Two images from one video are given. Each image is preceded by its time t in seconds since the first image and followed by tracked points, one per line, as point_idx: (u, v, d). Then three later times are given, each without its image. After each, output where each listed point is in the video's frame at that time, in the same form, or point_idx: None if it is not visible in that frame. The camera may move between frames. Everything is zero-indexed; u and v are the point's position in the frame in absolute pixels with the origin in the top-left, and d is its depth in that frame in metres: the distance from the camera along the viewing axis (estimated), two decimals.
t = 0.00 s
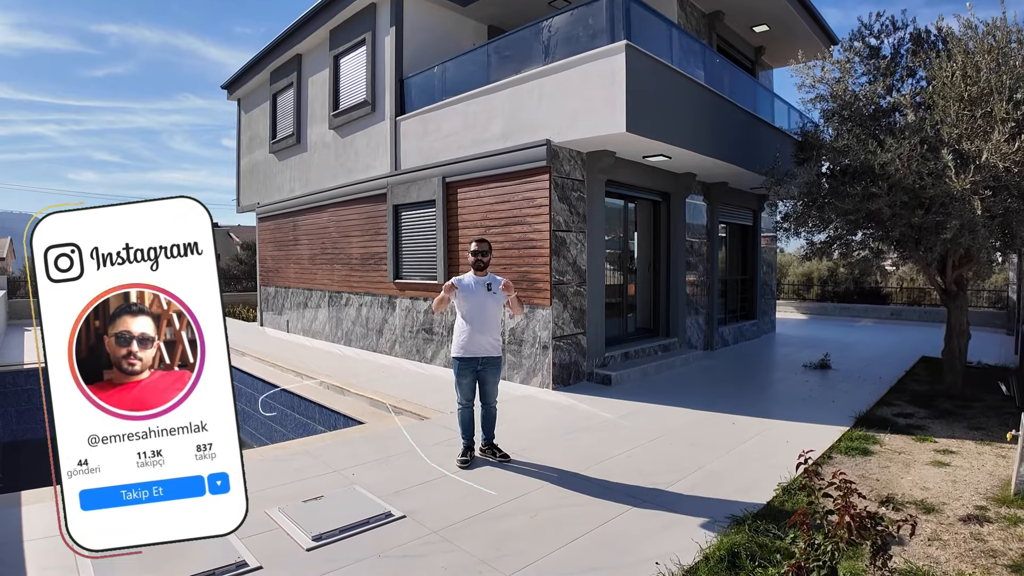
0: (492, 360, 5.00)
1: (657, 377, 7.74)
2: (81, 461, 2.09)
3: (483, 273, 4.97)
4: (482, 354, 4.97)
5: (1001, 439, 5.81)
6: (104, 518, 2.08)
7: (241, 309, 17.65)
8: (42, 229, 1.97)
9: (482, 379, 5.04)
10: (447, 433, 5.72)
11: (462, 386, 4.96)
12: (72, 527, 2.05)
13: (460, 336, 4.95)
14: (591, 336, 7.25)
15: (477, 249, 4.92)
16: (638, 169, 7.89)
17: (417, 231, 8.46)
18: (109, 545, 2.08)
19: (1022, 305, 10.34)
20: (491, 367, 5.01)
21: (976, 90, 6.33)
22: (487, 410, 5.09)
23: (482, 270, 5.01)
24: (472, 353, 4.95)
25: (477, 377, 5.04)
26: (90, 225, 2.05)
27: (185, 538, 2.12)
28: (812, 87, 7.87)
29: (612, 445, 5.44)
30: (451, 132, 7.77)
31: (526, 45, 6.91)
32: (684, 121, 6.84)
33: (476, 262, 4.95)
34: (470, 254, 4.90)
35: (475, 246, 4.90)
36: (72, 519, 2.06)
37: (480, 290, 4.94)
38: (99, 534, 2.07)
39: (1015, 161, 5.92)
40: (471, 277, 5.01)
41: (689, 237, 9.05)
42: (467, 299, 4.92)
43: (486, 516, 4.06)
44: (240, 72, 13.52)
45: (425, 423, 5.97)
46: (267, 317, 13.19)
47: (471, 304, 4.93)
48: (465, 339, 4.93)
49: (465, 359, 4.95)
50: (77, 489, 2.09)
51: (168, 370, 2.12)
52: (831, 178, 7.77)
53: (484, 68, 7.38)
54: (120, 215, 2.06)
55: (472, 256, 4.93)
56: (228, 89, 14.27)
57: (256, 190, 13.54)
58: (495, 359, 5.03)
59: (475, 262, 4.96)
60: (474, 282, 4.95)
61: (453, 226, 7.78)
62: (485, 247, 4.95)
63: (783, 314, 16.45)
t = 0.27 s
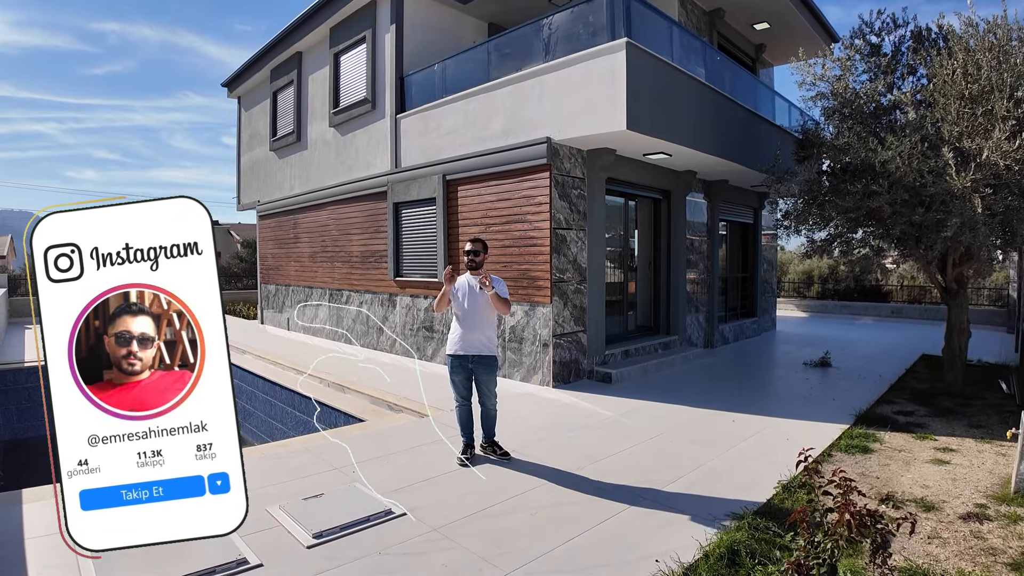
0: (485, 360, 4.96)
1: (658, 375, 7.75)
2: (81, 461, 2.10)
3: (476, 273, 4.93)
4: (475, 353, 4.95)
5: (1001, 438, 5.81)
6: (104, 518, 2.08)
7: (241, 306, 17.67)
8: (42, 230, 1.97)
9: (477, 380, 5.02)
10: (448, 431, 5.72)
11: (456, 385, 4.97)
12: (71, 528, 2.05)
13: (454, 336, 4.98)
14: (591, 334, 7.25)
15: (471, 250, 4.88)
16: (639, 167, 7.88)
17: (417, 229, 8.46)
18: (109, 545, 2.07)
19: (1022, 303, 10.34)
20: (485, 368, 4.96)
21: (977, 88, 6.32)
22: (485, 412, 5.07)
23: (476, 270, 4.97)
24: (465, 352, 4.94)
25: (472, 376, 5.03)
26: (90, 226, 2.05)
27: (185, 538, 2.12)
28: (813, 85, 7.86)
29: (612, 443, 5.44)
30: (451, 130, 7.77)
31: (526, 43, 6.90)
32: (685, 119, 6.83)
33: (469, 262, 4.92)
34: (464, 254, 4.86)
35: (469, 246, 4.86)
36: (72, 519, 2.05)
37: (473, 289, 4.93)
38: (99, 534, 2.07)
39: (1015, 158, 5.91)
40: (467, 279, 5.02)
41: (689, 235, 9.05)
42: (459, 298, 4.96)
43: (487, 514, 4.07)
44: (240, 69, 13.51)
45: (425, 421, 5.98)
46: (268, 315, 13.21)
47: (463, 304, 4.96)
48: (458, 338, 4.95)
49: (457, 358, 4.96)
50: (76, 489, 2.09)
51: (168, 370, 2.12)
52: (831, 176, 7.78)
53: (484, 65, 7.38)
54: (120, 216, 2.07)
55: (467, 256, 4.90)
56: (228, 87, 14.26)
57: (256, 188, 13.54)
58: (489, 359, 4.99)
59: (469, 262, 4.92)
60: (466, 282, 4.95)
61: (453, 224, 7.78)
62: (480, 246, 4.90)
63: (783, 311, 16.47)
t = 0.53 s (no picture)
0: (483, 358, 4.96)
1: (658, 373, 7.75)
2: (81, 460, 2.10)
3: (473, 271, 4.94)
4: (473, 351, 4.93)
5: (1001, 437, 5.81)
6: (104, 518, 2.08)
7: (241, 304, 17.68)
8: (42, 231, 1.98)
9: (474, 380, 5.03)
10: (448, 429, 5.73)
11: (454, 383, 4.99)
12: (72, 527, 2.05)
13: (450, 335, 4.97)
14: (591, 333, 7.25)
15: (467, 246, 4.89)
16: (639, 165, 7.88)
17: (417, 227, 8.46)
18: (109, 545, 2.07)
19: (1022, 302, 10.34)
20: (481, 366, 4.97)
21: (977, 86, 6.31)
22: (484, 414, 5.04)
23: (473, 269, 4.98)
24: (462, 350, 4.93)
25: (470, 375, 5.04)
26: (90, 226, 2.05)
27: (185, 538, 2.12)
28: (813, 83, 7.86)
29: (612, 441, 5.45)
30: (451, 128, 7.77)
31: (526, 41, 6.90)
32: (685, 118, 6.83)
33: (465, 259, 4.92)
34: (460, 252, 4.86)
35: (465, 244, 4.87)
36: (72, 519, 2.05)
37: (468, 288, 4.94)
38: (99, 534, 2.07)
39: (1015, 157, 5.91)
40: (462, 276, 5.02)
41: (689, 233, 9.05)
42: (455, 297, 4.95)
43: (487, 512, 4.07)
44: (240, 68, 13.51)
45: (426, 419, 5.98)
46: (268, 314, 13.21)
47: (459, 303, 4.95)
48: (455, 337, 4.94)
49: (456, 356, 4.95)
50: (76, 489, 2.08)
51: (168, 369, 2.13)
52: (831, 174, 7.78)
53: (484, 64, 7.37)
54: (120, 216, 2.07)
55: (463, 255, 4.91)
56: (228, 85, 14.26)
57: (256, 186, 13.54)
58: (488, 357, 5.00)
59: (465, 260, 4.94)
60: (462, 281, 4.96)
61: (453, 222, 7.78)
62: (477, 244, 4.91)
63: (784, 310, 16.48)
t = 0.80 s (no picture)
0: (484, 357, 4.95)
1: (658, 372, 7.75)
2: (81, 460, 2.09)
3: (473, 269, 4.95)
4: (473, 350, 4.93)
5: (1001, 436, 5.81)
6: (104, 518, 2.09)
7: (241, 303, 17.68)
8: (42, 231, 1.98)
9: (475, 379, 5.03)
10: (448, 428, 5.72)
11: (454, 382, 4.98)
12: (72, 527, 2.06)
13: (450, 333, 4.98)
14: (591, 332, 7.25)
15: (467, 245, 4.90)
16: (639, 164, 7.88)
17: (417, 226, 8.46)
18: (109, 545, 2.08)
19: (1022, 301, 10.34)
20: (481, 365, 4.96)
21: (978, 85, 6.30)
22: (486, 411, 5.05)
23: (474, 267, 4.99)
24: (463, 349, 4.93)
25: (472, 373, 5.03)
26: (90, 226, 2.05)
27: (185, 538, 2.14)
28: (813, 82, 7.85)
29: (612, 440, 5.45)
30: (451, 127, 7.76)
31: (526, 40, 6.89)
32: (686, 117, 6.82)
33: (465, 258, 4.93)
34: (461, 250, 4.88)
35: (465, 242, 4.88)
36: (72, 519, 2.06)
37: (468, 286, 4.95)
38: (99, 534, 2.09)
39: (1016, 156, 5.90)
40: (464, 275, 5.04)
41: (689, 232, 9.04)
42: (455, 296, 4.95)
43: (487, 511, 4.07)
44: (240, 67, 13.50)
45: (426, 418, 5.98)
46: (268, 313, 13.21)
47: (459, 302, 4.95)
48: (454, 336, 4.94)
49: (456, 354, 4.95)
50: (76, 489, 2.08)
51: (168, 369, 2.13)
52: (831, 173, 7.78)
53: (484, 62, 7.37)
54: (120, 215, 2.07)
55: (463, 253, 4.92)
56: (228, 84, 14.24)
57: (256, 185, 13.53)
58: (488, 355, 4.99)
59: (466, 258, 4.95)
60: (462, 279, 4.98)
61: (453, 221, 7.77)
62: (477, 242, 4.91)
63: (784, 309, 16.48)
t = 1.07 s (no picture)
0: (489, 356, 4.94)
1: (658, 372, 7.75)
2: (81, 461, 2.09)
3: (479, 268, 4.96)
4: (478, 348, 4.92)
5: (1000, 435, 5.80)
6: (104, 518, 2.08)
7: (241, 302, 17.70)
8: (42, 231, 1.97)
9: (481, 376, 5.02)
10: (448, 427, 5.72)
11: (460, 380, 4.95)
12: (72, 527, 2.05)
13: (456, 332, 4.99)
14: (591, 331, 7.25)
15: (473, 244, 4.92)
16: (639, 163, 7.87)
17: (417, 225, 8.46)
18: (109, 545, 2.06)
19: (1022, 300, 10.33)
20: (488, 363, 4.96)
21: (978, 84, 6.30)
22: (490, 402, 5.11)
23: (480, 267, 4.99)
24: (468, 347, 4.93)
25: (478, 372, 5.02)
26: (90, 226, 2.05)
27: (185, 538, 2.13)
28: (813, 81, 7.84)
29: (612, 439, 5.45)
30: (451, 126, 7.75)
31: (525, 39, 6.89)
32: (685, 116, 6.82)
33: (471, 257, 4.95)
34: (467, 250, 4.89)
35: (472, 242, 4.90)
36: (72, 519, 2.05)
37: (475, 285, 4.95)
38: (99, 534, 2.07)
39: (1016, 155, 5.90)
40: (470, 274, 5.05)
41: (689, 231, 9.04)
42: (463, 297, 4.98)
43: (487, 511, 4.06)
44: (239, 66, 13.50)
45: (426, 417, 5.98)
46: (268, 312, 13.21)
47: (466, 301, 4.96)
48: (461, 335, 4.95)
49: (461, 352, 4.95)
50: (76, 489, 2.08)
51: (168, 369, 2.12)
52: (831, 172, 7.78)
53: (484, 61, 7.36)
54: (120, 215, 2.06)
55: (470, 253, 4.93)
56: (228, 83, 14.24)
57: (256, 184, 13.52)
58: (493, 354, 4.98)
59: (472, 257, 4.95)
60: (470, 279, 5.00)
61: (453, 220, 7.76)
62: (484, 242, 4.92)
63: (783, 308, 16.48)
